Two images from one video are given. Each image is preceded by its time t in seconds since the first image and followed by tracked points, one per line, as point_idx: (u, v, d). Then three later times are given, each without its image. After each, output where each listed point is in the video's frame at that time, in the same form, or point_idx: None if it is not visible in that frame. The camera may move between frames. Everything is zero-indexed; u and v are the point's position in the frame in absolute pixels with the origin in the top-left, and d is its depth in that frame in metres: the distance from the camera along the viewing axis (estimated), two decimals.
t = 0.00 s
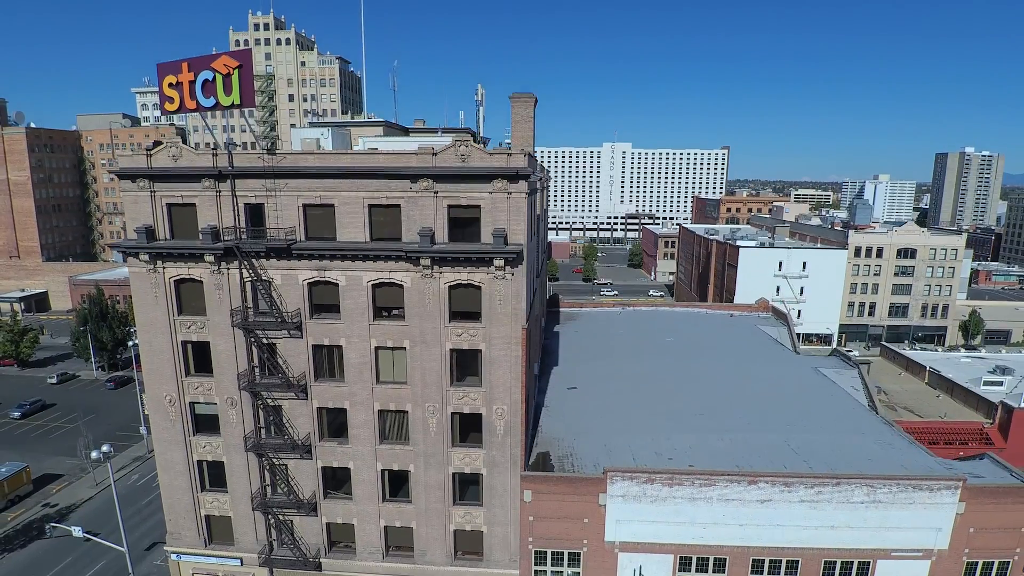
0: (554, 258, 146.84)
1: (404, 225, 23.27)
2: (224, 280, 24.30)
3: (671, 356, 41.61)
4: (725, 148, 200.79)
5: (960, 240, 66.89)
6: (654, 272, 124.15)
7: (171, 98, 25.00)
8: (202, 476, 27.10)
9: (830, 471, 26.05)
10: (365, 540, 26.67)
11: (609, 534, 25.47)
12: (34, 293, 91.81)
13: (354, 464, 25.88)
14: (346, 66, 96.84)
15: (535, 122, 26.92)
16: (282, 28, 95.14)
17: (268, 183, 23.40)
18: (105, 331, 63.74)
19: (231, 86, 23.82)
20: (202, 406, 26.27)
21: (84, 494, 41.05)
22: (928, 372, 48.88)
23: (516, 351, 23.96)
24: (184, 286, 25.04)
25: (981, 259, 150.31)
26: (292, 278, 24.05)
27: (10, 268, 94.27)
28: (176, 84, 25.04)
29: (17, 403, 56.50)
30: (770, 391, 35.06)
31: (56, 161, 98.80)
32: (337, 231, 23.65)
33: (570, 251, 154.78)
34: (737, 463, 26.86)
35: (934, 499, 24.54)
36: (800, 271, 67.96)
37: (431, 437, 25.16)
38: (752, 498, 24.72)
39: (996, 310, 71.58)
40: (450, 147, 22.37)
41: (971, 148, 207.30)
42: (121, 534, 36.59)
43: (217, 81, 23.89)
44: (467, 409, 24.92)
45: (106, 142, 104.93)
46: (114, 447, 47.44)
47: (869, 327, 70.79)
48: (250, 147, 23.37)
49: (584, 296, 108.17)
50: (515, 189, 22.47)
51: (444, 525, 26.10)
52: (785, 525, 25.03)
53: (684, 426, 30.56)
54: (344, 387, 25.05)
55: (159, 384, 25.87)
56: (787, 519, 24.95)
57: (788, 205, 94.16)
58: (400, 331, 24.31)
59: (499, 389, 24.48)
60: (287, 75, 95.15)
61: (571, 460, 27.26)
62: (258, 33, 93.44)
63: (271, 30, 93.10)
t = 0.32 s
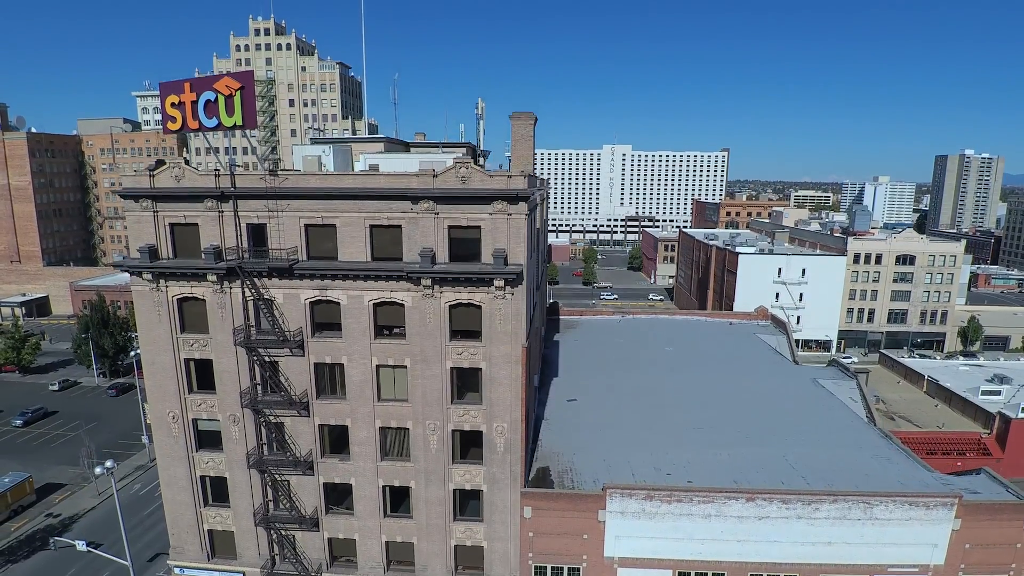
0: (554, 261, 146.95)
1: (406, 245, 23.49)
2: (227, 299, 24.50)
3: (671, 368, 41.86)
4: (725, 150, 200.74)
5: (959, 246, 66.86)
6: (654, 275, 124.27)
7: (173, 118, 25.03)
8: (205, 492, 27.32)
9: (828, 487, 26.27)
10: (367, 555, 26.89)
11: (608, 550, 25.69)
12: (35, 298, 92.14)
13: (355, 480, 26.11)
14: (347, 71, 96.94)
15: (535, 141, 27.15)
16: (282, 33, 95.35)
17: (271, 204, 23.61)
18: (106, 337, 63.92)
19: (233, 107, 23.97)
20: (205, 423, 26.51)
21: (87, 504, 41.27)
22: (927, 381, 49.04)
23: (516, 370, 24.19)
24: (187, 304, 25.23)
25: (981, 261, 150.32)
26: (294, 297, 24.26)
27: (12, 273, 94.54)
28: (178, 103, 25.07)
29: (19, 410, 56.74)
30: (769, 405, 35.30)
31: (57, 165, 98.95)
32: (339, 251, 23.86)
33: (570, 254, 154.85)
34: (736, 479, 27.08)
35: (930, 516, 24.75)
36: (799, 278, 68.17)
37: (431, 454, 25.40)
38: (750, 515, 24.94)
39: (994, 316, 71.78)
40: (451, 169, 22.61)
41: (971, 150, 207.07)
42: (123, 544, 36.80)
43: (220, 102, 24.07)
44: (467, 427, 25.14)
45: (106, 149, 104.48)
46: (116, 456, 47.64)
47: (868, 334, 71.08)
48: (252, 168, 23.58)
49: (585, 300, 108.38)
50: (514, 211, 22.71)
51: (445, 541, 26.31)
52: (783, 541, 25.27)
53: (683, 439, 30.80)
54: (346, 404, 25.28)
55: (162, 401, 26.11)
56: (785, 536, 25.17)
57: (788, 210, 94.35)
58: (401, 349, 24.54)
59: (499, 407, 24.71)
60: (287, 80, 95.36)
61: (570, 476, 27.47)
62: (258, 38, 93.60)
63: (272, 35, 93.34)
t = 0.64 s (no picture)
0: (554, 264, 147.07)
1: (407, 266, 23.73)
2: (230, 319, 24.72)
3: (670, 379, 42.09)
4: (725, 152, 200.84)
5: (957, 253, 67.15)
6: (654, 279, 124.42)
7: (177, 139, 25.05)
8: (208, 507, 27.58)
9: (825, 504, 26.48)
10: (369, 572, 27.11)
11: (607, 567, 25.92)
12: (36, 303, 92.45)
13: (357, 498, 26.33)
14: (347, 76, 97.12)
15: (535, 161, 27.38)
16: (283, 39, 95.57)
17: (273, 226, 23.82)
18: (108, 344, 64.10)
19: (236, 129, 24.10)
20: (208, 440, 26.74)
21: (90, 515, 41.49)
22: (925, 391, 49.24)
23: (516, 389, 24.40)
24: (190, 324, 25.46)
25: (980, 264, 150.44)
26: (296, 317, 24.48)
27: (13, 278, 94.76)
28: (180, 123, 25.07)
29: (22, 418, 56.99)
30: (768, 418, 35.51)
31: (58, 170, 99.13)
32: (341, 272, 24.09)
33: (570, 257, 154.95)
34: (734, 494, 27.31)
35: (926, 533, 24.95)
36: (799, 285, 68.41)
37: (432, 472, 25.62)
38: (748, 532, 25.15)
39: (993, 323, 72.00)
40: (452, 192, 22.83)
41: (971, 152, 207.21)
42: (126, 556, 36.99)
43: (222, 124, 24.18)
44: (467, 445, 25.37)
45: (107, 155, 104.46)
46: (118, 465, 47.84)
47: (867, 340, 71.05)
48: (255, 190, 23.81)
49: (585, 305, 108.70)
50: (515, 233, 22.94)
51: (446, 557, 26.55)
52: (780, 558, 25.48)
53: (682, 454, 31.02)
54: (347, 423, 25.48)
55: (166, 419, 26.36)
56: (783, 553, 25.38)
57: (787, 215, 94.53)
58: (402, 369, 24.75)
59: (499, 425, 24.92)
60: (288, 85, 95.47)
61: (570, 492, 27.68)
62: (259, 43, 93.84)
63: (273, 41, 93.63)
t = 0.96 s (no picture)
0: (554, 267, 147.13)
1: (408, 286, 23.94)
2: (233, 338, 24.93)
3: (670, 389, 42.36)
4: (725, 154, 200.63)
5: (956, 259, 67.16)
6: (654, 282, 124.38)
7: (178, 157, 25.18)
8: (211, 522, 27.81)
9: (822, 519, 26.65)
10: None
11: None
12: (37, 307, 92.76)
13: (358, 513, 26.52)
14: (348, 81, 97.17)
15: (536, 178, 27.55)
16: (284, 43, 95.61)
17: (275, 245, 24.03)
18: (110, 351, 64.27)
19: (238, 150, 24.28)
20: (211, 456, 26.95)
21: (92, 524, 41.70)
22: (923, 400, 49.35)
23: (516, 407, 24.59)
24: (193, 341, 25.66)
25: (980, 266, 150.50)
26: (298, 336, 24.68)
27: (13, 282, 94.98)
28: (183, 142, 25.24)
29: (23, 426, 57.17)
30: (766, 431, 35.68)
31: (58, 174, 99.21)
32: (342, 292, 24.29)
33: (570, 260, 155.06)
34: (732, 509, 27.49)
35: (922, 549, 25.12)
36: (798, 291, 68.62)
37: (433, 489, 25.82)
38: (746, 548, 25.34)
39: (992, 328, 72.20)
40: (453, 213, 23.04)
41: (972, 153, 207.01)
42: (128, 567, 37.17)
43: (225, 144, 24.40)
44: (468, 462, 25.58)
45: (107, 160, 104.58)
46: (120, 474, 48.03)
47: (866, 346, 71.17)
48: (257, 210, 24.00)
49: (585, 309, 108.77)
50: (515, 254, 23.12)
51: (446, 572, 26.77)
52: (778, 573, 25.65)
53: (681, 467, 31.23)
54: (349, 439, 25.70)
55: (169, 435, 26.57)
56: (781, 568, 25.56)
57: (786, 220, 94.56)
58: (404, 387, 24.96)
59: (500, 443, 25.11)
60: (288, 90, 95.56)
61: (570, 507, 27.88)
62: (260, 48, 94.02)
63: (274, 45, 93.69)
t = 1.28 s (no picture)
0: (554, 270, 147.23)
1: (409, 303, 24.12)
2: (236, 354, 25.13)
3: (669, 397, 42.60)
4: (725, 156, 200.69)
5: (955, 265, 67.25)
6: (654, 285, 124.48)
7: (181, 175, 25.25)
8: (214, 535, 27.99)
9: (820, 533, 26.83)
10: None
11: None
12: (38, 311, 93.07)
13: (360, 527, 26.74)
14: (348, 85, 97.34)
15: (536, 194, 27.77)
16: (284, 48, 95.81)
17: (277, 263, 24.20)
18: (111, 357, 64.11)
19: (240, 167, 24.38)
20: (214, 470, 27.15)
21: (95, 533, 41.88)
22: (922, 408, 49.48)
23: (517, 423, 24.77)
24: (196, 357, 25.86)
25: (978, 269, 150.73)
26: (300, 352, 24.87)
27: (14, 286, 95.18)
28: (185, 159, 25.30)
29: (25, 432, 57.37)
30: (765, 441, 35.89)
31: (59, 179, 99.25)
32: (344, 309, 24.47)
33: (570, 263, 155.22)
34: (730, 522, 27.66)
35: (919, 563, 25.30)
36: (797, 296, 68.85)
37: (434, 503, 26.01)
38: (744, 561, 25.51)
39: (991, 334, 72.39)
40: (455, 232, 23.25)
41: (971, 155, 207.14)
42: None
43: (227, 162, 24.50)
44: (469, 477, 25.78)
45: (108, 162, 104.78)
46: (122, 482, 48.21)
47: (866, 351, 71.17)
48: (259, 228, 24.18)
49: (585, 312, 108.77)
50: (516, 272, 23.32)
51: None
52: None
53: (680, 479, 31.43)
54: (350, 454, 25.88)
55: (172, 450, 26.76)
56: None
57: (786, 223, 94.75)
58: (405, 403, 25.14)
59: (500, 458, 25.28)
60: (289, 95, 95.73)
61: (569, 520, 28.06)
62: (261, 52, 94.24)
63: (274, 50, 93.89)
